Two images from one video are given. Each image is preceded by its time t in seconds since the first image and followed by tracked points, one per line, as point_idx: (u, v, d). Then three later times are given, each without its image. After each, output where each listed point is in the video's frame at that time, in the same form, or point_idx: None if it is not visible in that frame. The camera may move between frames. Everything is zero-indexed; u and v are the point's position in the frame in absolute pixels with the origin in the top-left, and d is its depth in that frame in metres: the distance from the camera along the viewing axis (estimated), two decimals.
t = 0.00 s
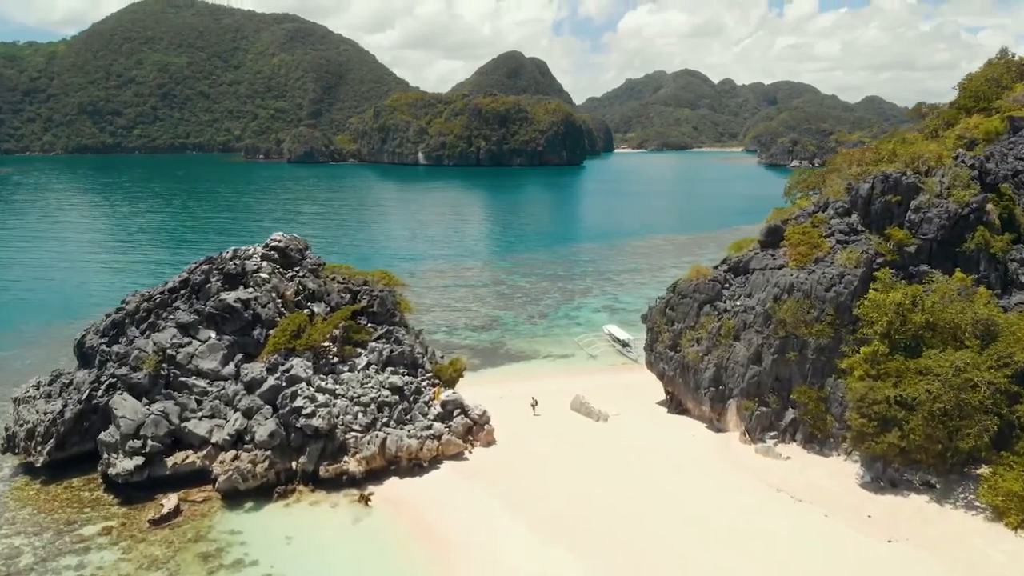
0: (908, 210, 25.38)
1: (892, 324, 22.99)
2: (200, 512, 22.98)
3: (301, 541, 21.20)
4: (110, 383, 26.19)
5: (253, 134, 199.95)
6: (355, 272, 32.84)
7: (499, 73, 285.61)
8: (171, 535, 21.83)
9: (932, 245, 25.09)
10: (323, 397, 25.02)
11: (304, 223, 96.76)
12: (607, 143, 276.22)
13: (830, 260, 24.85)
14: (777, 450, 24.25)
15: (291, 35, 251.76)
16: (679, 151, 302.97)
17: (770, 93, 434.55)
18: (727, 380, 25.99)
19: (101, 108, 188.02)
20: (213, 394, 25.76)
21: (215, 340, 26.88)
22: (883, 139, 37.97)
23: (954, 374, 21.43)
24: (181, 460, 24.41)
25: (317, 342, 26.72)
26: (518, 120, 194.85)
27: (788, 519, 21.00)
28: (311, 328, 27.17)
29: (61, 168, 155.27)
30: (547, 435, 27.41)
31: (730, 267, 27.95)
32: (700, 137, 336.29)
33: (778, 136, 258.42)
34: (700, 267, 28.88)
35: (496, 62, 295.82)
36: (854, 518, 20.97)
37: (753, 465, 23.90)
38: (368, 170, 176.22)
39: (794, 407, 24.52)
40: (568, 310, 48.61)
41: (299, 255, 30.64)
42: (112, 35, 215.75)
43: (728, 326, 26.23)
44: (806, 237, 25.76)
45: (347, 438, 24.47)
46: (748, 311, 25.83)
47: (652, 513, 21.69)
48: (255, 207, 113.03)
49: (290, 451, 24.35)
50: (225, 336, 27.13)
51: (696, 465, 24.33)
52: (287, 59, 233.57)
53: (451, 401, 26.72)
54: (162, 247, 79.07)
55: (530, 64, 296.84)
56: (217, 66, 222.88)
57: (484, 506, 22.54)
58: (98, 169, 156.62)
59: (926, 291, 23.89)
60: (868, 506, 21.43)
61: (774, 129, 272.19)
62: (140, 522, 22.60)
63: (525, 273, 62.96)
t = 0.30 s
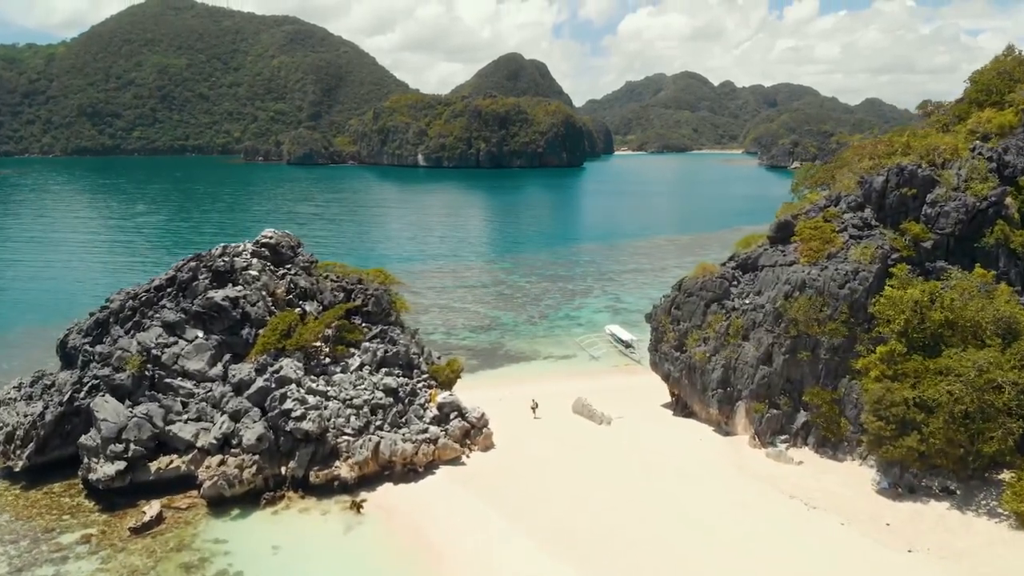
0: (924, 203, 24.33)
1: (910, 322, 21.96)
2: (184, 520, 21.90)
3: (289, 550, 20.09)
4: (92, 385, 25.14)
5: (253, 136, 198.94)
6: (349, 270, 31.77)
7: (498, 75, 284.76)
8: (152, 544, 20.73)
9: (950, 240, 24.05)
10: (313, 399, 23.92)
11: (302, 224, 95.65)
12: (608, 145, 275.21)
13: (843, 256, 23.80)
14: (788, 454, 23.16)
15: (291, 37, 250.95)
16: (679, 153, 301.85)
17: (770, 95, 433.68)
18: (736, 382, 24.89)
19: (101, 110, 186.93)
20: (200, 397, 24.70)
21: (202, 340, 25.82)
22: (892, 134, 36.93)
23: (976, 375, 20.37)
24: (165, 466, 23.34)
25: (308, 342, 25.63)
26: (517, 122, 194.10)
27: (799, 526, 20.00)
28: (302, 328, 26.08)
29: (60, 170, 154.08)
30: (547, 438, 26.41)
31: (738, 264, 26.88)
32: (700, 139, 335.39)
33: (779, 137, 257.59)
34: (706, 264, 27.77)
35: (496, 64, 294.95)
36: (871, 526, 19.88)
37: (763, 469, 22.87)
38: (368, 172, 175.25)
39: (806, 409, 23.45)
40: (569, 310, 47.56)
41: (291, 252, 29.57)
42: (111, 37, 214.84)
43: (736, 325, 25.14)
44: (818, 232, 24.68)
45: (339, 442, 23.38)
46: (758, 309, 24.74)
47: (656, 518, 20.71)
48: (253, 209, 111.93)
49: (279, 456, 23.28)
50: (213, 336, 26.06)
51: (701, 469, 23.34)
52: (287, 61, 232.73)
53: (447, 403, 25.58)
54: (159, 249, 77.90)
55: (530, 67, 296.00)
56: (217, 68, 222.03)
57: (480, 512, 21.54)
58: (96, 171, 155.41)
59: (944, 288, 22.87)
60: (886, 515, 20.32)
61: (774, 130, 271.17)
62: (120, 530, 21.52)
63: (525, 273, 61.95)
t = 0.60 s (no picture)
0: (941, 196, 23.29)
1: (929, 320, 20.92)
2: (166, 528, 20.80)
3: (275, 560, 18.96)
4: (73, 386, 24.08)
5: (252, 138, 197.82)
6: (342, 269, 30.74)
7: (499, 77, 284.12)
8: (131, 553, 19.60)
9: (968, 235, 22.98)
10: (303, 401, 22.82)
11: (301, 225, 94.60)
12: (607, 147, 274.17)
13: (857, 251, 22.74)
14: (801, 459, 22.06)
15: (291, 39, 250.11)
16: (680, 155, 300.83)
17: (770, 97, 432.87)
18: (745, 384, 23.76)
19: (100, 112, 185.70)
20: (185, 398, 23.64)
21: (187, 339, 24.75)
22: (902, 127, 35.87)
23: (1001, 375, 19.28)
24: (147, 471, 22.25)
25: (298, 342, 24.51)
26: (517, 123, 193.31)
27: (811, 533, 18.98)
28: (292, 327, 24.98)
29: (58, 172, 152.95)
30: (546, 441, 25.32)
31: (746, 261, 25.80)
32: (700, 141, 334.57)
33: (780, 139, 256.76)
34: (714, 261, 26.67)
35: (495, 66, 294.25)
36: (889, 535, 18.77)
37: (773, 473, 21.83)
38: (367, 173, 174.33)
39: (819, 412, 22.37)
40: (570, 311, 46.52)
41: (282, 248, 28.48)
42: (111, 39, 213.95)
43: (745, 323, 24.03)
44: (831, 226, 23.61)
45: (329, 446, 22.29)
46: (768, 307, 23.66)
47: (661, 523, 19.74)
48: (251, 210, 110.86)
49: (267, 461, 22.21)
50: (199, 335, 24.98)
51: (707, 473, 22.30)
52: (287, 63, 231.88)
53: (444, 405, 24.46)
54: (155, 250, 76.71)
55: (530, 69, 295.10)
56: (216, 70, 221.19)
57: (476, 517, 20.52)
58: (95, 172, 154.28)
59: (963, 285, 21.81)
60: (906, 523, 19.19)
61: (774, 132, 270.25)
62: (99, 539, 20.40)
63: (525, 274, 60.91)
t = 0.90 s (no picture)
0: (959, 188, 22.21)
1: (950, 317, 19.88)
2: (147, 536, 19.72)
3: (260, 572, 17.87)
4: (51, 387, 22.98)
5: (252, 140, 196.74)
6: (336, 266, 29.67)
7: (499, 79, 283.52)
8: (108, 563, 18.48)
9: (987, 230, 21.88)
10: (292, 403, 21.74)
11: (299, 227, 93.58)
12: (608, 149, 273.22)
13: (874, 246, 21.70)
14: (815, 464, 20.96)
15: (291, 41, 249.41)
16: (680, 157, 299.90)
17: (770, 100, 431.93)
18: (755, 385, 22.64)
19: (100, 114, 184.60)
20: (169, 400, 22.64)
21: (172, 338, 23.72)
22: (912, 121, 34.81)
23: None
24: (128, 476, 21.20)
25: (288, 341, 23.41)
26: (517, 125, 192.54)
27: (826, 539, 17.91)
28: (281, 326, 23.91)
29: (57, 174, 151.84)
30: (547, 444, 24.29)
31: (756, 256, 24.72)
32: (700, 144, 333.75)
33: (781, 141, 255.83)
34: (722, 257, 25.58)
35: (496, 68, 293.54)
36: (909, 542, 17.68)
37: (785, 478, 20.76)
38: (366, 174, 173.44)
39: (833, 415, 21.31)
40: (571, 311, 45.52)
41: (272, 244, 27.44)
42: (110, 41, 213.13)
43: (755, 321, 22.94)
44: (844, 220, 22.59)
45: (319, 450, 21.19)
46: (778, 305, 22.61)
47: (667, 527, 18.75)
48: (249, 211, 109.83)
49: (254, 466, 21.15)
50: (185, 334, 23.96)
51: (715, 476, 21.29)
52: (286, 65, 231.06)
53: (440, 408, 23.30)
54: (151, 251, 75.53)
55: (530, 71, 294.16)
56: (216, 72, 220.27)
57: (472, 523, 19.49)
58: (94, 174, 153.22)
59: (985, 280, 20.73)
60: (929, 532, 18.04)
61: (775, 134, 269.29)
62: (75, 547, 19.31)
63: (525, 274, 59.86)
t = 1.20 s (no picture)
0: (983, 178, 20.99)
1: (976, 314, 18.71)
2: (122, 546, 18.53)
3: None
4: (25, 388, 21.81)
5: (251, 143, 195.67)
6: (327, 263, 28.47)
7: (499, 81, 282.92)
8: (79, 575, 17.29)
9: (1014, 222, 20.59)
10: (279, 405, 20.56)
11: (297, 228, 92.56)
12: (608, 152, 272.30)
13: (893, 239, 20.55)
14: (832, 470, 19.78)
15: (291, 44, 248.39)
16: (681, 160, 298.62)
17: (770, 103, 430.81)
18: (767, 386, 21.36)
19: (99, 116, 183.41)
20: (149, 402, 21.45)
21: (154, 337, 22.57)
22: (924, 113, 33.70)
23: None
24: (104, 482, 20.00)
25: (275, 340, 22.19)
26: (517, 127, 191.61)
27: (843, 548, 16.88)
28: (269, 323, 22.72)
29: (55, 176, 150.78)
30: (547, 447, 23.18)
31: (767, 251, 23.46)
32: (701, 146, 332.82)
33: (782, 143, 254.82)
34: (731, 252, 24.29)
35: (496, 71, 292.87)
36: (935, 552, 16.54)
37: (798, 483, 19.67)
38: (366, 176, 172.42)
39: (851, 418, 20.12)
40: (572, 311, 44.38)
41: (261, 240, 26.28)
42: (110, 44, 212.32)
43: (767, 319, 21.69)
44: (861, 212, 21.42)
45: (307, 455, 20.00)
46: (793, 302, 21.38)
47: (674, 533, 17.83)
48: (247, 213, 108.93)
49: (238, 471, 19.99)
50: (167, 333, 22.81)
51: (723, 480, 20.28)
52: (286, 67, 230.13)
53: (434, 409, 21.98)
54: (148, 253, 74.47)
55: (530, 73, 293.17)
56: (216, 74, 219.40)
57: (469, 528, 18.48)
58: (92, 176, 152.22)
59: (1013, 275, 19.53)
60: (957, 542, 16.84)
61: (775, 137, 268.32)
62: (45, 558, 18.11)
63: (525, 274, 58.81)
